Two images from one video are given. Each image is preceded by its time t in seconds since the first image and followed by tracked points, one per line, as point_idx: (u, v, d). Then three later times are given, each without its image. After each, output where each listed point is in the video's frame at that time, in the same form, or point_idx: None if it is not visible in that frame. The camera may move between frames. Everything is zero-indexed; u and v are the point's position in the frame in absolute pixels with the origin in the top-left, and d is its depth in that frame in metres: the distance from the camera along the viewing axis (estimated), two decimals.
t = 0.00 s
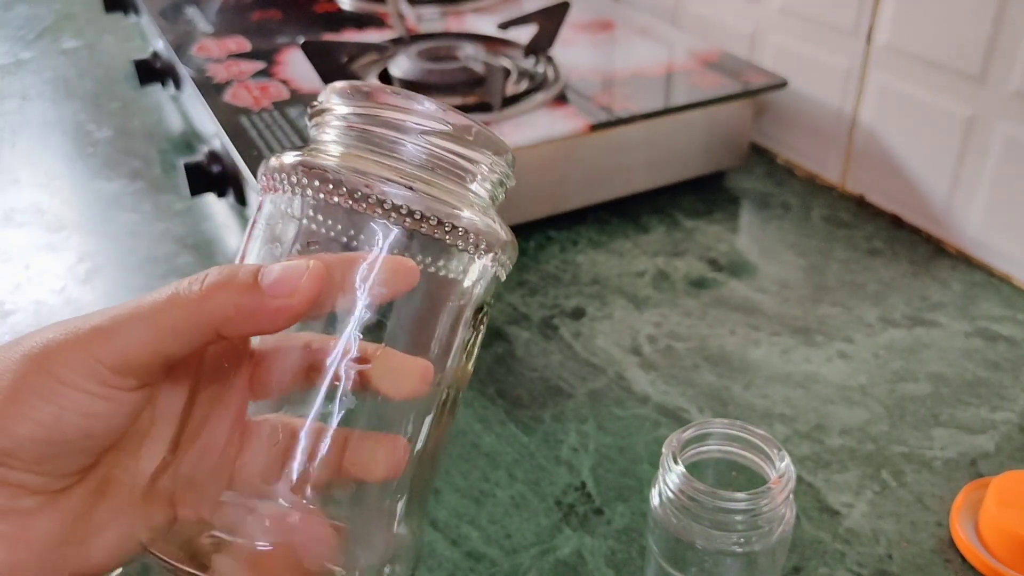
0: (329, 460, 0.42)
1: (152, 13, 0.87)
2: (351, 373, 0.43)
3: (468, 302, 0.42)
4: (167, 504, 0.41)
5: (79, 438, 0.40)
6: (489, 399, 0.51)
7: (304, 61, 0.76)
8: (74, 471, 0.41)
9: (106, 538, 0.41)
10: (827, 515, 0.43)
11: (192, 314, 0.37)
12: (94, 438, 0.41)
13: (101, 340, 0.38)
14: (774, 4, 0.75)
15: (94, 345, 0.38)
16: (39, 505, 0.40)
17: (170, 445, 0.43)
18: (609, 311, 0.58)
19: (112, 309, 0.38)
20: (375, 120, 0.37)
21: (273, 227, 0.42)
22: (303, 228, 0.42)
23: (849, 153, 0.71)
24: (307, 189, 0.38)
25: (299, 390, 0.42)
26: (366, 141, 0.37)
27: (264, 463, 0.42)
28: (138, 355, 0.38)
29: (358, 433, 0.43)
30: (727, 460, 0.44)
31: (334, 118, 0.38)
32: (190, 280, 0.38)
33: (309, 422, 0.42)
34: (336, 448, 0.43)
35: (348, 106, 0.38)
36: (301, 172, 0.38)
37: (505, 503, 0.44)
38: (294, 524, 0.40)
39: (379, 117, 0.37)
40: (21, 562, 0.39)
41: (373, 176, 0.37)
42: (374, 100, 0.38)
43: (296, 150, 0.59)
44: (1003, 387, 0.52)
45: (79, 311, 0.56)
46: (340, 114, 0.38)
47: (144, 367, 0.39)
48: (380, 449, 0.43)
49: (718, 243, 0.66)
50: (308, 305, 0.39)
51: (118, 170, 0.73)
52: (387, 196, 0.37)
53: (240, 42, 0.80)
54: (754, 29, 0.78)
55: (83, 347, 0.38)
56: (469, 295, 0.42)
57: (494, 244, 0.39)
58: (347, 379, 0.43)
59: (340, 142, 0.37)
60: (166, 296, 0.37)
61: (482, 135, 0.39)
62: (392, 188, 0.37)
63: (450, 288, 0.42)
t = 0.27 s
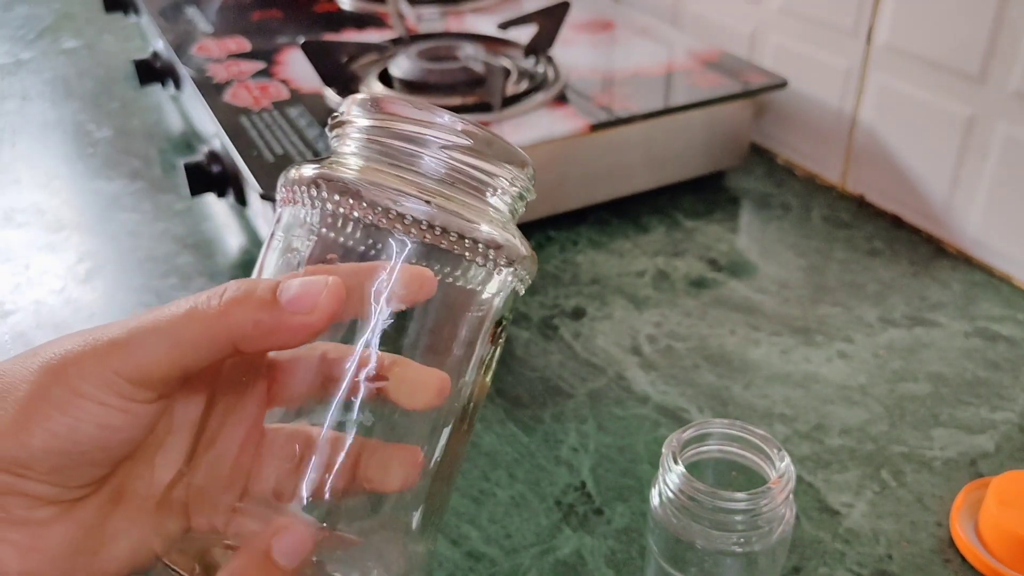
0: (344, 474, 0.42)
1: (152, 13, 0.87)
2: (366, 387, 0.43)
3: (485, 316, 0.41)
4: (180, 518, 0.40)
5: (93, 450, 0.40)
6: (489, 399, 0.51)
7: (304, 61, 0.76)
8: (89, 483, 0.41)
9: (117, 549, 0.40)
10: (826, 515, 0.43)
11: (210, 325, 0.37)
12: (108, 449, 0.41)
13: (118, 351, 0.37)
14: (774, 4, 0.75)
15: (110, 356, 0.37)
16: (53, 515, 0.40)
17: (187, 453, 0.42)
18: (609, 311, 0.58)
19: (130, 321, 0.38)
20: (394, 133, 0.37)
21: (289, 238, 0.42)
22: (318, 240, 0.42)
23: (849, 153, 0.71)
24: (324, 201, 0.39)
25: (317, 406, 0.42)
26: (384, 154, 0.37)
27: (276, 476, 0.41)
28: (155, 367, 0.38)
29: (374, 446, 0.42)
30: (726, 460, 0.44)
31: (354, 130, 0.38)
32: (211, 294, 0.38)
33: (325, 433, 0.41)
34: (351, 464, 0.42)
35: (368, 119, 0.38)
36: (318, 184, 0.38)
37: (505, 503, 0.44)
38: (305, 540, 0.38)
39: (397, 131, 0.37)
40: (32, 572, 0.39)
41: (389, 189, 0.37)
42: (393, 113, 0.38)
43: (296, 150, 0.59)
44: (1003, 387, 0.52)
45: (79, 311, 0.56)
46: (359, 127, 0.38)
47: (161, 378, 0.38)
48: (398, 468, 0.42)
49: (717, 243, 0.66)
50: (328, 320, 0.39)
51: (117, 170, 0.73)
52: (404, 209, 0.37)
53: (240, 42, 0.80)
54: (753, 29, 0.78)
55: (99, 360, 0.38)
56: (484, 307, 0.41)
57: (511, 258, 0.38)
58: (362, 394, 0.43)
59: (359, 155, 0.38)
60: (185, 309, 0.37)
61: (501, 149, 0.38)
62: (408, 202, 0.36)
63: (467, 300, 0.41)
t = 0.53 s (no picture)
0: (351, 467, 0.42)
1: (152, 13, 0.87)
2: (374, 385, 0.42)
3: (491, 312, 0.41)
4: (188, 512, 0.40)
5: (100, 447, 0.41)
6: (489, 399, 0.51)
7: (304, 61, 0.76)
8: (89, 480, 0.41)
9: (117, 546, 0.41)
10: (826, 515, 0.43)
11: (212, 326, 0.37)
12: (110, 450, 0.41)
13: (121, 349, 0.37)
14: (774, 4, 0.75)
15: (110, 354, 0.37)
16: (55, 511, 0.41)
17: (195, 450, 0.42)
18: (609, 311, 0.58)
19: (134, 319, 0.38)
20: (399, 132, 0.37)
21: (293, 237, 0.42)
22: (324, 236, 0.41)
23: (849, 153, 0.71)
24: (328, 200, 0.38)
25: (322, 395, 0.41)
26: (389, 153, 0.37)
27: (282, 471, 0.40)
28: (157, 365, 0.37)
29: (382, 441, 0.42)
30: (726, 460, 0.44)
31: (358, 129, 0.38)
32: (212, 294, 0.38)
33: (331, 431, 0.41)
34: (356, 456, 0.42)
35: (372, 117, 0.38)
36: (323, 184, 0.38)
37: (505, 503, 0.44)
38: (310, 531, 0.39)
39: (403, 130, 0.37)
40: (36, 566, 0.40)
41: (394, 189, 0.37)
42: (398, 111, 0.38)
43: (296, 150, 0.59)
44: (1003, 387, 0.52)
45: (79, 311, 0.56)
46: (364, 125, 0.38)
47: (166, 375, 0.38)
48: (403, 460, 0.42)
49: (718, 243, 0.66)
50: (330, 319, 0.39)
51: (117, 170, 0.73)
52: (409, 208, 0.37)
53: (240, 42, 0.80)
54: (753, 28, 0.78)
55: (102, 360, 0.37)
56: (490, 305, 0.41)
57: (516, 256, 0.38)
58: (368, 393, 0.42)
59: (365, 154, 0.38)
60: (188, 307, 0.37)
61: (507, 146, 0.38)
62: (414, 201, 0.37)
63: (472, 298, 0.41)
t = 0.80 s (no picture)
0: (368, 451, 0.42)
1: (152, 13, 0.87)
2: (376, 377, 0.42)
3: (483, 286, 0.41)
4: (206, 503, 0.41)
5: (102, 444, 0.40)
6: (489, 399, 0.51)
7: (304, 61, 0.76)
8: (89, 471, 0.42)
9: (119, 533, 0.42)
10: (826, 515, 0.43)
11: (217, 334, 0.35)
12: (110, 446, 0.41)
13: (121, 352, 0.36)
14: (774, 4, 0.75)
15: (110, 355, 0.36)
16: (54, 503, 0.41)
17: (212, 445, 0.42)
18: (609, 311, 0.58)
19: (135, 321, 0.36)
20: (374, 123, 0.36)
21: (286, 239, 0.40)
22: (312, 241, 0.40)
23: (849, 153, 0.71)
24: (312, 201, 0.37)
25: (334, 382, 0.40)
26: (366, 146, 0.36)
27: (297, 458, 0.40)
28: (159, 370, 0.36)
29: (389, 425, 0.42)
30: (726, 460, 0.44)
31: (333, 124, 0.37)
32: (213, 302, 0.35)
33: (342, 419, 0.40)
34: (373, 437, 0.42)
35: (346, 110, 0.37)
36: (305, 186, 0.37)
37: (505, 502, 0.44)
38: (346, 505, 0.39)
39: (377, 120, 0.36)
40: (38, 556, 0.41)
41: (377, 181, 0.36)
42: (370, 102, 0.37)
43: (297, 150, 0.59)
44: (1003, 387, 0.52)
45: (79, 311, 0.56)
46: (338, 120, 0.37)
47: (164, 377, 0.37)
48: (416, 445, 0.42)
49: (718, 243, 0.66)
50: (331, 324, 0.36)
51: (117, 170, 0.73)
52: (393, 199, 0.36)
53: (240, 42, 0.80)
54: (753, 29, 0.78)
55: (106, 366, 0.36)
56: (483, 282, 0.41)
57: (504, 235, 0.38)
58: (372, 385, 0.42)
59: (342, 149, 0.37)
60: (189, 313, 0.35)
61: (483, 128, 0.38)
62: (399, 192, 0.36)
63: (464, 280, 0.41)
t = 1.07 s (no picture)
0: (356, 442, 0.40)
1: (152, 13, 0.87)
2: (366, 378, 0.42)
3: (470, 279, 0.42)
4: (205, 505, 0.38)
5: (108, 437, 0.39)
6: (489, 398, 0.51)
7: (304, 61, 0.76)
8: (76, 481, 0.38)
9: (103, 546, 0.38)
10: (827, 515, 0.43)
11: (219, 337, 0.37)
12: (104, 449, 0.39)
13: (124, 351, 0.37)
14: (774, 4, 0.75)
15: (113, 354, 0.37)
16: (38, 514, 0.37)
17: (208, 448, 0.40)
18: (609, 311, 0.58)
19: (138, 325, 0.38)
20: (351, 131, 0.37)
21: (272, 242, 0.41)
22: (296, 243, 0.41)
23: (849, 153, 0.71)
24: (296, 206, 0.39)
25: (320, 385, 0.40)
26: (347, 148, 0.37)
27: (289, 450, 0.39)
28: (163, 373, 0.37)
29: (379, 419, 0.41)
30: (726, 460, 0.44)
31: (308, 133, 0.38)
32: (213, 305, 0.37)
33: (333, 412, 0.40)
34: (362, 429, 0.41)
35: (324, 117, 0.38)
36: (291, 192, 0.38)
37: (505, 502, 0.44)
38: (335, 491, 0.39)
39: (354, 127, 0.37)
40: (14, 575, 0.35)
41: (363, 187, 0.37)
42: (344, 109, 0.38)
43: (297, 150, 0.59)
44: (1003, 387, 0.52)
45: (79, 311, 0.56)
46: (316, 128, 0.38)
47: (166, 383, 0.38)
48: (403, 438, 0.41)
49: (718, 243, 0.66)
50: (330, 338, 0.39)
51: (117, 170, 0.73)
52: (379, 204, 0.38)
53: (240, 41, 0.80)
54: (753, 28, 0.78)
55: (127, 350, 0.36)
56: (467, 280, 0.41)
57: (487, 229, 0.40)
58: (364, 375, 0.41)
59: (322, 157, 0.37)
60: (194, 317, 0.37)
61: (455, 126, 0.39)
62: (382, 195, 0.37)
63: (448, 277, 0.42)
